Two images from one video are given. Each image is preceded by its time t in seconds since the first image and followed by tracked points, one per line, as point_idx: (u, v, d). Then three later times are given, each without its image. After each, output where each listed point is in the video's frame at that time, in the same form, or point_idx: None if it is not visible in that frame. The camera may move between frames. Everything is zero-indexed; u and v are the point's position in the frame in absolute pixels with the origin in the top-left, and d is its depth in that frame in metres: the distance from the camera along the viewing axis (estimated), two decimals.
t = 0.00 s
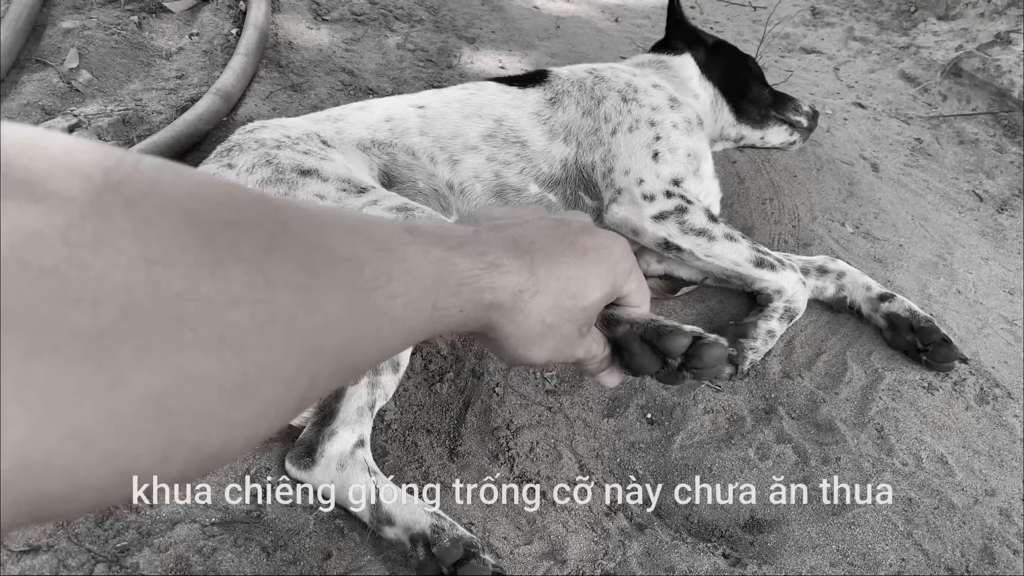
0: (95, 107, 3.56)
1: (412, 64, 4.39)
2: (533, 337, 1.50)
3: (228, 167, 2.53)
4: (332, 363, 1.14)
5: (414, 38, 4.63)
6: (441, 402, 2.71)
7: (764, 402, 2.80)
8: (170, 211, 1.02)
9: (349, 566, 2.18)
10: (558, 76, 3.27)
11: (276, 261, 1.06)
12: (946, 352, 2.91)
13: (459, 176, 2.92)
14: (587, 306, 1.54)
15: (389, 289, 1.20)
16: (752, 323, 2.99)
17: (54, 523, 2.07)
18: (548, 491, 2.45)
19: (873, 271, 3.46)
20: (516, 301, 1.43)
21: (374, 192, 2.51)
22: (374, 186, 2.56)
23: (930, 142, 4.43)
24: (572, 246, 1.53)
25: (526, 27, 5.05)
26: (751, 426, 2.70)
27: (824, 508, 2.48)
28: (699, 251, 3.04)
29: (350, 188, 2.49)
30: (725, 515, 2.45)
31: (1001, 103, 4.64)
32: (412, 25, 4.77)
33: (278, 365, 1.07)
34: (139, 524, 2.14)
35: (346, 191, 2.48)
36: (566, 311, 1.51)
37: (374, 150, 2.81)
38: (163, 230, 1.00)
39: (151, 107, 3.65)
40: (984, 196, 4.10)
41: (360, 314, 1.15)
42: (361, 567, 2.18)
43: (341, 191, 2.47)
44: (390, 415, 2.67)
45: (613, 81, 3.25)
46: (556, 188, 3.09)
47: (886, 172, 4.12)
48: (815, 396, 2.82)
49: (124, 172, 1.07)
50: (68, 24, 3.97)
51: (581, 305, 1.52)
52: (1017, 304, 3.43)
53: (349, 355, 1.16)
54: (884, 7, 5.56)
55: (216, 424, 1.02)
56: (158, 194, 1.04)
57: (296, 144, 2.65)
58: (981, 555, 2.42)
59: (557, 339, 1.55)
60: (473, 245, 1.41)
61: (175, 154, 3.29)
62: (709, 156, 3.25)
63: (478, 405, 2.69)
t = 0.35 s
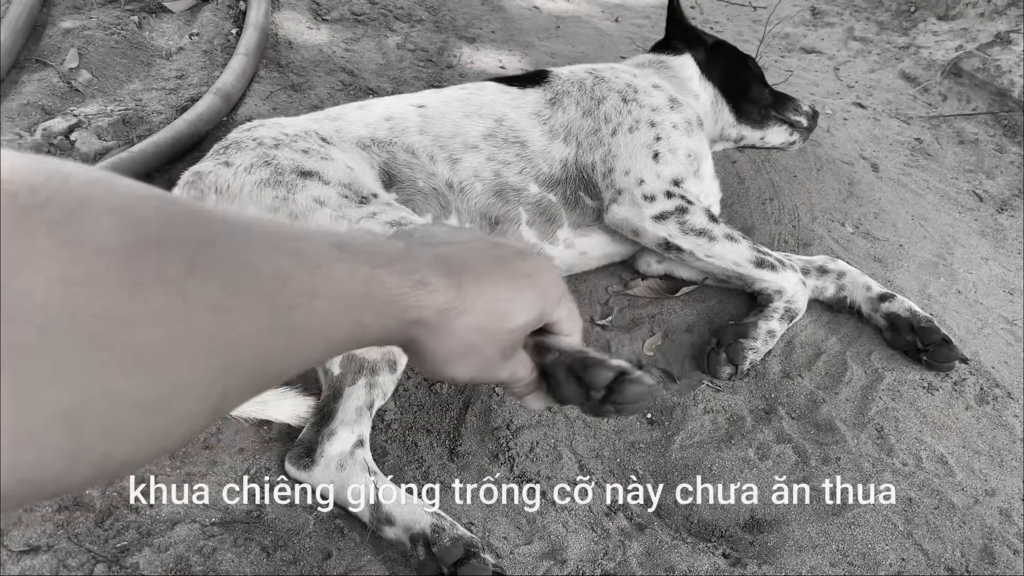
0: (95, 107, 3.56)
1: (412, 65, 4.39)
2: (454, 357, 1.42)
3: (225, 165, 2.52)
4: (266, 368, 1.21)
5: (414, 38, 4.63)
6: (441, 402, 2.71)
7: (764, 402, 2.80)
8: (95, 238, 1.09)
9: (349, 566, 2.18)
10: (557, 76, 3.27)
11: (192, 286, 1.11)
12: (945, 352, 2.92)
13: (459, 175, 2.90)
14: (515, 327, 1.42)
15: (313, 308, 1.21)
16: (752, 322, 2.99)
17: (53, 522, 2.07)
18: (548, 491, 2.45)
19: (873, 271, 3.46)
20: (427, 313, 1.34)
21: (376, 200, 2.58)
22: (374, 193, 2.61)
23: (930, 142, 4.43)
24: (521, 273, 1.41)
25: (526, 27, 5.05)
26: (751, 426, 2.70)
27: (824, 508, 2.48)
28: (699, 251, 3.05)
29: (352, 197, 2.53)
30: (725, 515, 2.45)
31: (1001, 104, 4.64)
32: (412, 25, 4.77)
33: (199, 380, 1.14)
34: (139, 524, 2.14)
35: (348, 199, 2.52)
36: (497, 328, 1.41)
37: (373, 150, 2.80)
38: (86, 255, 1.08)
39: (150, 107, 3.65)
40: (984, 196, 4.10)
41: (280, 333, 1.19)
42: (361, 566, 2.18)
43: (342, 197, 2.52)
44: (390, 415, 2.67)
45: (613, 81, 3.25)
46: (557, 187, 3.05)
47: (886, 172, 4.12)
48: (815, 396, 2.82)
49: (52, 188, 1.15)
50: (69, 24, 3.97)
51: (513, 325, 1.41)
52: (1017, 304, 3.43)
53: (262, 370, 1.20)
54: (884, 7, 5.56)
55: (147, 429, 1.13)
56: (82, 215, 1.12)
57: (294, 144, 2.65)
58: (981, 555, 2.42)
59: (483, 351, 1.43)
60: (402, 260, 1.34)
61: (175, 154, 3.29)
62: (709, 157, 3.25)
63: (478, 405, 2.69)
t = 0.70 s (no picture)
0: (95, 107, 3.56)
1: (412, 64, 4.39)
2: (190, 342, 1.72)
3: (218, 163, 2.54)
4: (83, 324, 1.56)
5: (414, 38, 4.63)
6: (441, 402, 2.71)
7: (764, 402, 2.80)
8: None
9: (349, 567, 2.18)
10: (558, 75, 3.27)
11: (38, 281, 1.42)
12: (945, 352, 2.92)
13: (458, 172, 2.89)
14: (229, 329, 1.74)
15: (104, 297, 1.53)
16: (752, 323, 2.99)
17: (54, 522, 2.06)
18: (548, 491, 2.45)
19: (873, 271, 3.46)
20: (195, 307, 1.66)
21: (364, 201, 2.62)
22: (365, 194, 2.63)
23: (930, 142, 4.43)
24: (251, 276, 1.80)
25: (526, 27, 5.05)
26: (751, 426, 2.70)
27: (824, 508, 2.48)
28: (700, 250, 3.05)
29: (340, 196, 2.56)
30: (725, 516, 2.45)
31: (1001, 104, 4.65)
32: (412, 25, 4.76)
33: None
34: (139, 524, 2.14)
35: (335, 197, 2.54)
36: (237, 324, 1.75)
37: (372, 147, 2.80)
38: None
39: (151, 107, 3.65)
40: (984, 196, 4.10)
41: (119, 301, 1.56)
42: (361, 566, 2.18)
43: (330, 195, 2.54)
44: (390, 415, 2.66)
45: (613, 81, 3.25)
46: (557, 184, 3.04)
47: (886, 172, 4.12)
48: (815, 396, 2.82)
49: None
50: (69, 24, 3.96)
51: (225, 328, 1.72)
52: (1017, 304, 3.43)
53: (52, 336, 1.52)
54: (884, 7, 5.56)
55: None
56: None
57: (291, 143, 2.66)
58: (981, 555, 2.42)
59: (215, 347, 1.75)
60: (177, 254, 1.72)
61: (175, 154, 3.29)
62: (710, 157, 3.25)
63: (478, 405, 2.69)
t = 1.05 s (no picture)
0: (95, 107, 3.56)
1: (412, 64, 4.39)
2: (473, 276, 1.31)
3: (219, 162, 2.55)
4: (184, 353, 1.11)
5: (414, 38, 4.63)
6: (441, 402, 2.71)
7: (764, 402, 2.80)
8: None
9: (349, 567, 2.18)
10: (558, 76, 3.27)
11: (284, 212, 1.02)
12: (945, 352, 2.92)
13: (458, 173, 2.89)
14: (294, 271, 1.09)
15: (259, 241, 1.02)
16: (752, 323, 2.99)
17: (54, 522, 2.07)
18: (548, 491, 2.45)
19: (873, 271, 3.46)
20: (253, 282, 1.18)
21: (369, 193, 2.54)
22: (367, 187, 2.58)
23: (930, 142, 4.43)
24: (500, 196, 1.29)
25: (526, 27, 5.05)
26: (751, 426, 2.70)
27: (824, 508, 2.48)
28: (700, 251, 3.04)
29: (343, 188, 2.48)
30: (725, 515, 2.45)
31: (1001, 103, 4.65)
32: (413, 25, 4.77)
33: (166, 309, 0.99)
34: (139, 524, 2.14)
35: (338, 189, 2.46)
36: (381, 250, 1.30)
37: (372, 148, 2.81)
38: None
39: (151, 107, 3.65)
40: (984, 196, 4.10)
41: (95, 296, 0.90)
42: (361, 566, 2.18)
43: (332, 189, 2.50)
44: (390, 416, 2.66)
45: (613, 81, 3.24)
46: (555, 184, 3.09)
47: (886, 172, 4.12)
48: (815, 396, 2.82)
49: None
50: (69, 24, 3.97)
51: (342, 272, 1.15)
52: (1017, 304, 3.43)
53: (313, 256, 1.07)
54: (884, 7, 5.56)
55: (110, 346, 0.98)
56: None
57: (291, 140, 2.65)
58: (981, 554, 2.42)
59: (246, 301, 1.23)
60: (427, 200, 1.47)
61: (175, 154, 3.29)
62: (709, 157, 3.25)
63: (478, 405, 2.69)
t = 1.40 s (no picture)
0: (95, 107, 3.56)
1: (412, 64, 4.39)
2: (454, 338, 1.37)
3: (226, 163, 2.53)
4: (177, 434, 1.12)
5: (414, 38, 4.63)
6: (441, 402, 2.71)
7: (764, 402, 2.80)
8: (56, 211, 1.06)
9: (349, 566, 2.18)
10: (557, 77, 3.27)
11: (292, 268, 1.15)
12: (945, 352, 2.93)
13: (458, 175, 2.90)
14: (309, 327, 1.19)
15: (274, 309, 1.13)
16: (752, 323, 2.99)
17: (54, 523, 2.07)
18: (548, 491, 2.45)
19: (873, 271, 3.46)
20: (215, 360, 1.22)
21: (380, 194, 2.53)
22: (377, 188, 2.57)
23: (930, 142, 4.43)
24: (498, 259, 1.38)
25: (526, 27, 5.05)
26: (751, 426, 2.70)
27: (824, 508, 2.48)
28: (700, 253, 3.05)
29: (354, 191, 2.50)
30: (725, 515, 2.45)
31: (1001, 104, 4.65)
32: (413, 25, 4.77)
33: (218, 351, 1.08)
34: (139, 524, 2.14)
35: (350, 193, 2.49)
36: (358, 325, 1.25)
37: (373, 150, 2.80)
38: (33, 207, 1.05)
39: (151, 107, 3.65)
40: (984, 196, 4.10)
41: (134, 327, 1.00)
42: (361, 566, 2.18)
43: (344, 191, 2.49)
44: (390, 416, 2.66)
45: (613, 82, 3.24)
46: (556, 188, 3.06)
47: (886, 172, 4.12)
48: (815, 397, 2.82)
49: None
50: (69, 24, 3.97)
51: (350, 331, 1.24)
52: (1017, 304, 3.43)
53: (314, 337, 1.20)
54: (884, 7, 5.56)
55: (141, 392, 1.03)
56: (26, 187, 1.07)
57: (294, 142, 2.65)
58: (981, 555, 2.42)
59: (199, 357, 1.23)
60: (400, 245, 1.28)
61: (175, 154, 3.30)
62: (709, 158, 3.25)
63: (478, 405, 2.69)
